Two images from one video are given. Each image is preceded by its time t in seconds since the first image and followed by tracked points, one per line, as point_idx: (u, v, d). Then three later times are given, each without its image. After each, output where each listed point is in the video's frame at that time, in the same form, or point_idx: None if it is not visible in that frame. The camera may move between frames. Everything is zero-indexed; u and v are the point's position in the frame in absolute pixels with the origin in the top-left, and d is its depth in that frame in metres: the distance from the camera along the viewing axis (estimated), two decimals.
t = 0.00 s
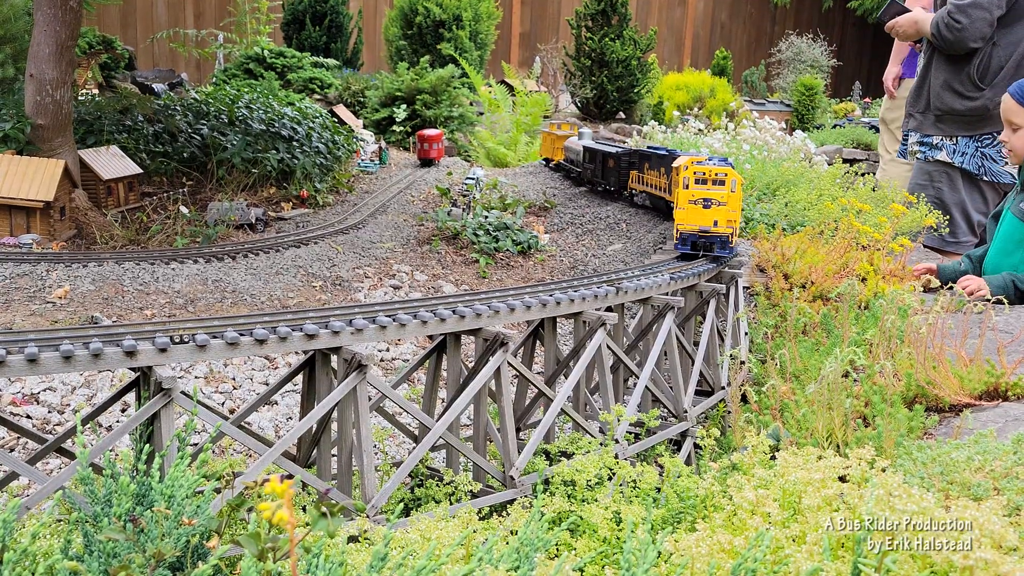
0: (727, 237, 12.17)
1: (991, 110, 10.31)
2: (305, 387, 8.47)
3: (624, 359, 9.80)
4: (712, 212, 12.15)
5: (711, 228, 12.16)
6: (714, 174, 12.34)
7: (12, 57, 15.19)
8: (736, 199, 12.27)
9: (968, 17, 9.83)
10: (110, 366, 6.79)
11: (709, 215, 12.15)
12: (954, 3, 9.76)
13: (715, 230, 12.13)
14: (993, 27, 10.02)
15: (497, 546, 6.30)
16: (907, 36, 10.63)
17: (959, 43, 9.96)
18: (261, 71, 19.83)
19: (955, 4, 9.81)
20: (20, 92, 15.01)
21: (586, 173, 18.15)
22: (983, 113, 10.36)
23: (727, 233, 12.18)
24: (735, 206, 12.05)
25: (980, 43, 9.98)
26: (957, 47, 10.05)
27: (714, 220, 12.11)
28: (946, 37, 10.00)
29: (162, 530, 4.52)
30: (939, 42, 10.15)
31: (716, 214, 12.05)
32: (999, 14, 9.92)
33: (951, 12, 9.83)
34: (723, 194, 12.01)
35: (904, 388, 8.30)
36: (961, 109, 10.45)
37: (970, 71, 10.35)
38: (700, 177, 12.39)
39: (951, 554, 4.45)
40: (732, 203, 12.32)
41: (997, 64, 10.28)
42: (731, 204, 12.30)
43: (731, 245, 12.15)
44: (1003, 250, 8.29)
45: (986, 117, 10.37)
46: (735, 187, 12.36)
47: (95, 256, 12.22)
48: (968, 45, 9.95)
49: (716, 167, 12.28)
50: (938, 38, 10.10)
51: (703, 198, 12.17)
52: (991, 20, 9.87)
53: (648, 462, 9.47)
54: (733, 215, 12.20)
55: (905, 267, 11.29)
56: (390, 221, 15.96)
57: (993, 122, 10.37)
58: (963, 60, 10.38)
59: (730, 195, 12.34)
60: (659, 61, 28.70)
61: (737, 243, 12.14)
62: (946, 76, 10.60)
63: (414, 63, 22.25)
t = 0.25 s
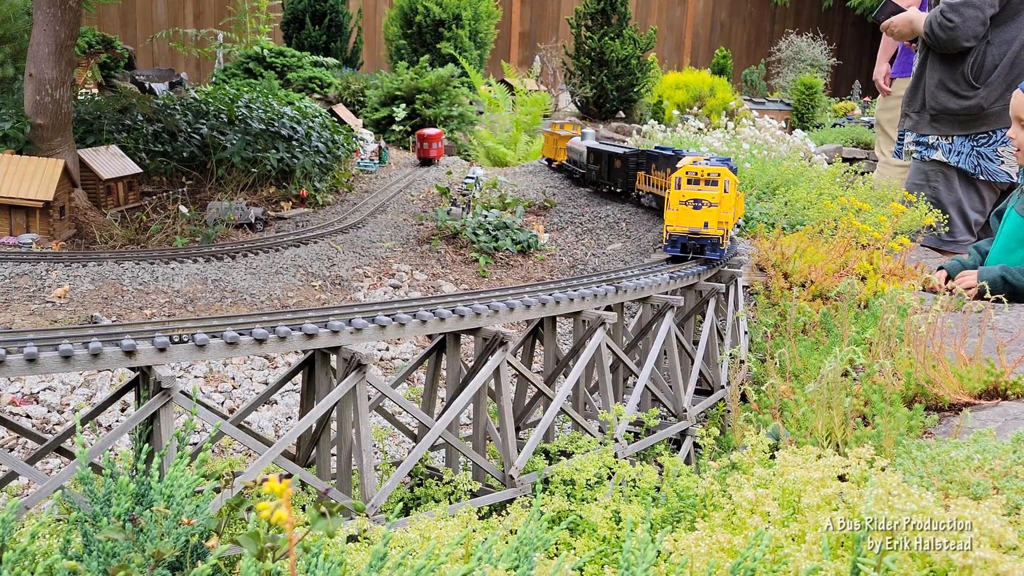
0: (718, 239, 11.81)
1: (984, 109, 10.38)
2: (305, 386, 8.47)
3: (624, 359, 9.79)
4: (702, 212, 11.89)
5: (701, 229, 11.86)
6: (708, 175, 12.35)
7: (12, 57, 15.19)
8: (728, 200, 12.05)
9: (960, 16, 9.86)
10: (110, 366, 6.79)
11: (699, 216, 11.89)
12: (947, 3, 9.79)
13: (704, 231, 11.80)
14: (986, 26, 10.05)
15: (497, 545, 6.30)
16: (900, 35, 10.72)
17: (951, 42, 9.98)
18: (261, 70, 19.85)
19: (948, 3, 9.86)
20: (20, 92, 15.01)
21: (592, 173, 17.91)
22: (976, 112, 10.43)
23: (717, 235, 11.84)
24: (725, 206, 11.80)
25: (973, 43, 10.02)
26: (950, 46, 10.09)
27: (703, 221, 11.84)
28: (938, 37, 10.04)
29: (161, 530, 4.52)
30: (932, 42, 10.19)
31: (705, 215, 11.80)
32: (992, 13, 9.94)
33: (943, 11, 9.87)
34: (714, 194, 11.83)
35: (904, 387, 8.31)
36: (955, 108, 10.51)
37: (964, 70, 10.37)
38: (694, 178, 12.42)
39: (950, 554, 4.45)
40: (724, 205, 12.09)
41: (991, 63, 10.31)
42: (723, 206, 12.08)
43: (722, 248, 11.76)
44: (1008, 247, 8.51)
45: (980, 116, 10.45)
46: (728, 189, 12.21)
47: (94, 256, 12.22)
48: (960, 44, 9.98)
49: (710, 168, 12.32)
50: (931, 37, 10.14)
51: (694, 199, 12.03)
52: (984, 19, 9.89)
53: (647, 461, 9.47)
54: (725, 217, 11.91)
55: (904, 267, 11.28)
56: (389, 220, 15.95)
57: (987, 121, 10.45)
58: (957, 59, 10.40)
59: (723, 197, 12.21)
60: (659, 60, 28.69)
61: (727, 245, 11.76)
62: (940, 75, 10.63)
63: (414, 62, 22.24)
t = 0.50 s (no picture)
0: (707, 241, 11.43)
1: (984, 108, 10.40)
2: (305, 385, 8.47)
3: (624, 358, 9.79)
4: (692, 213, 11.48)
5: (690, 230, 11.50)
6: (699, 174, 11.77)
7: (12, 56, 15.17)
8: (720, 200, 11.58)
9: (960, 16, 9.84)
10: (110, 365, 6.79)
11: (688, 217, 11.50)
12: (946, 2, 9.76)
13: (693, 232, 11.45)
14: (986, 26, 10.03)
15: (498, 544, 6.31)
16: (898, 35, 10.61)
17: (951, 41, 9.98)
18: (261, 69, 19.86)
19: (946, 2, 9.81)
20: (20, 91, 15.00)
21: (598, 174, 17.63)
22: (976, 111, 10.45)
23: (707, 236, 11.46)
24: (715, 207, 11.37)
25: (972, 42, 10.02)
26: (949, 46, 10.09)
27: (692, 222, 11.46)
28: (938, 37, 10.03)
29: (163, 529, 4.52)
30: (932, 41, 10.17)
31: (694, 216, 11.40)
32: (991, 11, 9.91)
33: (942, 11, 9.84)
34: (703, 195, 11.38)
35: (905, 385, 8.32)
36: (954, 107, 10.54)
37: (963, 70, 10.37)
38: (685, 177, 11.89)
39: (950, 553, 4.46)
40: (716, 205, 11.64)
41: (990, 62, 10.29)
42: (715, 205, 11.63)
43: (712, 250, 11.37)
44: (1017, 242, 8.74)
45: (979, 114, 10.48)
46: (721, 187, 11.70)
47: (95, 255, 12.21)
48: (960, 43, 9.98)
49: (701, 167, 11.70)
50: (930, 36, 10.13)
51: (684, 199, 11.59)
52: (983, 17, 9.87)
53: (648, 460, 9.47)
54: (716, 218, 11.50)
55: (905, 265, 11.28)
56: (390, 219, 15.95)
57: (986, 120, 10.48)
58: (956, 58, 10.40)
59: (715, 196, 11.70)
60: (659, 59, 28.68)
61: (717, 248, 11.37)
62: (939, 75, 10.62)
63: (414, 61, 22.21)
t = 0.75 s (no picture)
0: (696, 242, 11.10)
1: (985, 106, 10.39)
2: (308, 383, 8.48)
3: (626, 356, 9.81)
4: (681, 214, 11.16)
5: (679, 231, 11.20)
6: (691, 172, 11.37)
7: (13, 54, 15.17)
8: (711, 200, 11.20)
9: (960, 14, 9.83)
10: (113, 362, 6.80)
11: (677, 217, 11.19)
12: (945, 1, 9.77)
13: (682, 233, 11.14)
14: (986, 24, 10.03)
15: (501, 542, 6.32)
16: (898, 34, 10.64)
17: (951, 40, 9.99)
18: (262, 68, 19.89)
19: (946, 0, 9.81)
20: (21, 89, 15.00)
21: (605, 174, 17.39)
22: (977, 110, 10.44)
23: (697, 236, 11.13)
24: (704, 207, 11.01)
25: (972, 40, 10.02)
26: (950, 44, 10.10)
27: (681, 223, 11.14)
28: (938, 36, 10.05)
29: (167, 526, 4.53)
30: (932, 40, 10.20)
31: (682, 217, 11.08)
32: (991, 10, 9.91)
33: (942, 10, 9.84)
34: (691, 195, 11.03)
35: (906, 383, 8.33)
36: (954, 106, 10.57)
37: (963, 68, 10.40)
38: (677, 175, 11.53)
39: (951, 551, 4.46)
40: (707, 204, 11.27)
41: (991, 60, 10.31)
42: (706, 205, 11.24)
43: (702, 251, 11.04)
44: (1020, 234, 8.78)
45: (980, 113, 10.47)
46: (713, 186, 11.32)
47: (96, 253, 12.22)
48: (960, 42, 9.99)
49: (692, 165, 11.31)
50: (930, 35, 10.14)
51: (673, 198, 11.27)
52: (983, 16, 9.86)
53: (649, 457, 9.50)
54: (706, 218, 11.13)
55: (906, 263, 11.32)
56: (391, 218, 15.95)
57: (987, 118, 10.45)
58: (956, 57, 10.44)
59: (707, 195, 11.30)
60: (659, 58, 28.65)
61: (707, 249, 11.04)
62: (939, 73, 10.65)
63: (415, 60, 22.20)
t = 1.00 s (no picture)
0: (683, 241, 10.92)
1: (987, 105, 10.35)
2: (309, 380, 8.48)
3: (628, 353, 9.82)
4: (668, 213, 10.99)
5: (666, 230, 11.03)
6: (680, 170, 11.22)
7: (15, 52, 15.17)
8: (699, 198, 11.02)
9: (963, 13, 9.86)
10: (115, 359, 6.80)
11: (664, 216, 11.01)
12: (948, 0, 9.80)
13: (668, 233, 10.97)
14: (989, 23, 10.03)
15: (502, 538, 6.33)
16: (898, 33, 10.63)
17: (954, 39, 10.01)
18: (264, 66, 19.91)
19: None
20: (22, 87, 15.01)
21: (613, 173, 17.02)
22: (979, 108, 10.41)
23: (683, 236, 10.94)
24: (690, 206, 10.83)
25: (975, 39, 10.02)
26: (953, 43, 10.11)
27: (667, 222, 10.98)
28: (941, 34, 10.08)
29: (168, 522, 4.53)
30: (934, 39, 10.22)
31: (668, 216, 10.91)
32: (994, 9, 9.94)
33: (945, 9, 9.88)
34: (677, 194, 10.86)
35: (908, 380, 8.33)
36: (957, 105, 10.54)
37: (965, 66, 10.38)
38: (666, 174, 11.39)
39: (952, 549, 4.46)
40: (695, 203, 11.08)
41: (993, 58, 10.31)
42: (695, 203, 11.05)
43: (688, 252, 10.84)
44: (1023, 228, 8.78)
45: (983, 111, 10.42)
46: (702, 184, 11.14)
47: (98, 251, 12.22)
48: (963, 41, 10.00)
49: (680, 163, 11.19)
50: (933, 34, 10.19)
51: (660, 197, 11.11)
52: (986, 15, 9.89)
53: (651, 454, 9.51)
54: (694, 217, 10.93)
55: (907, 261, 11.37)
56: (392, 215, 15.94)
57: (990, 117, 10.40)
58: (958, 55, 10.42)
59: (696, 194, 11.13)
60: (660, 56, 28.62)
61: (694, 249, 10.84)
62: (941, 72, 10.63)
63: (416, 58, 22.18)
